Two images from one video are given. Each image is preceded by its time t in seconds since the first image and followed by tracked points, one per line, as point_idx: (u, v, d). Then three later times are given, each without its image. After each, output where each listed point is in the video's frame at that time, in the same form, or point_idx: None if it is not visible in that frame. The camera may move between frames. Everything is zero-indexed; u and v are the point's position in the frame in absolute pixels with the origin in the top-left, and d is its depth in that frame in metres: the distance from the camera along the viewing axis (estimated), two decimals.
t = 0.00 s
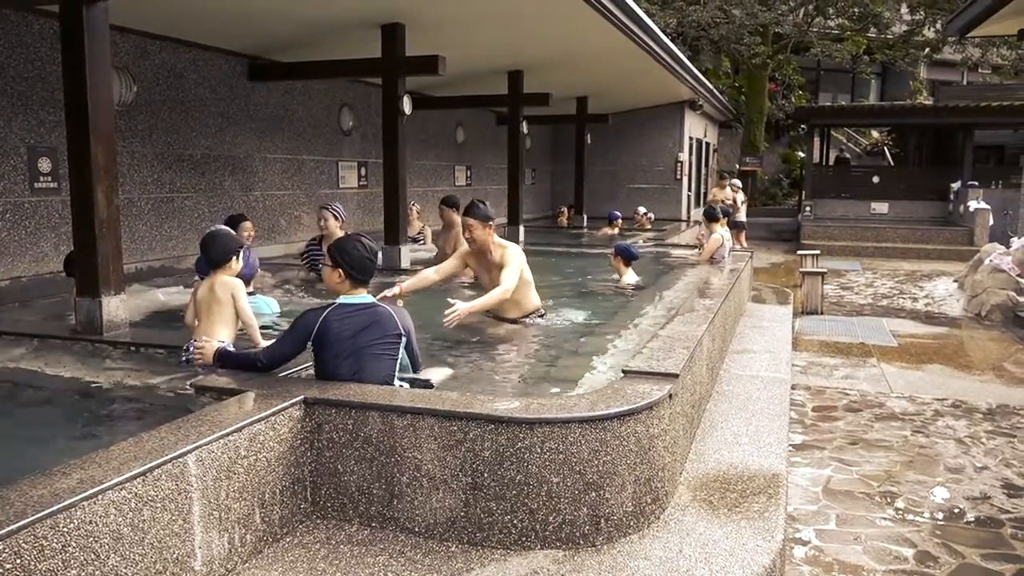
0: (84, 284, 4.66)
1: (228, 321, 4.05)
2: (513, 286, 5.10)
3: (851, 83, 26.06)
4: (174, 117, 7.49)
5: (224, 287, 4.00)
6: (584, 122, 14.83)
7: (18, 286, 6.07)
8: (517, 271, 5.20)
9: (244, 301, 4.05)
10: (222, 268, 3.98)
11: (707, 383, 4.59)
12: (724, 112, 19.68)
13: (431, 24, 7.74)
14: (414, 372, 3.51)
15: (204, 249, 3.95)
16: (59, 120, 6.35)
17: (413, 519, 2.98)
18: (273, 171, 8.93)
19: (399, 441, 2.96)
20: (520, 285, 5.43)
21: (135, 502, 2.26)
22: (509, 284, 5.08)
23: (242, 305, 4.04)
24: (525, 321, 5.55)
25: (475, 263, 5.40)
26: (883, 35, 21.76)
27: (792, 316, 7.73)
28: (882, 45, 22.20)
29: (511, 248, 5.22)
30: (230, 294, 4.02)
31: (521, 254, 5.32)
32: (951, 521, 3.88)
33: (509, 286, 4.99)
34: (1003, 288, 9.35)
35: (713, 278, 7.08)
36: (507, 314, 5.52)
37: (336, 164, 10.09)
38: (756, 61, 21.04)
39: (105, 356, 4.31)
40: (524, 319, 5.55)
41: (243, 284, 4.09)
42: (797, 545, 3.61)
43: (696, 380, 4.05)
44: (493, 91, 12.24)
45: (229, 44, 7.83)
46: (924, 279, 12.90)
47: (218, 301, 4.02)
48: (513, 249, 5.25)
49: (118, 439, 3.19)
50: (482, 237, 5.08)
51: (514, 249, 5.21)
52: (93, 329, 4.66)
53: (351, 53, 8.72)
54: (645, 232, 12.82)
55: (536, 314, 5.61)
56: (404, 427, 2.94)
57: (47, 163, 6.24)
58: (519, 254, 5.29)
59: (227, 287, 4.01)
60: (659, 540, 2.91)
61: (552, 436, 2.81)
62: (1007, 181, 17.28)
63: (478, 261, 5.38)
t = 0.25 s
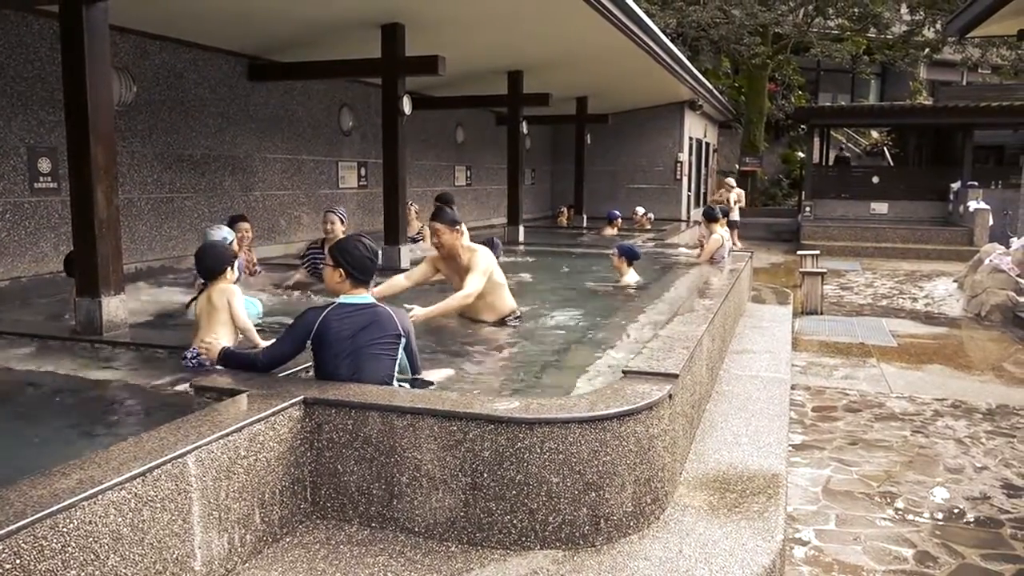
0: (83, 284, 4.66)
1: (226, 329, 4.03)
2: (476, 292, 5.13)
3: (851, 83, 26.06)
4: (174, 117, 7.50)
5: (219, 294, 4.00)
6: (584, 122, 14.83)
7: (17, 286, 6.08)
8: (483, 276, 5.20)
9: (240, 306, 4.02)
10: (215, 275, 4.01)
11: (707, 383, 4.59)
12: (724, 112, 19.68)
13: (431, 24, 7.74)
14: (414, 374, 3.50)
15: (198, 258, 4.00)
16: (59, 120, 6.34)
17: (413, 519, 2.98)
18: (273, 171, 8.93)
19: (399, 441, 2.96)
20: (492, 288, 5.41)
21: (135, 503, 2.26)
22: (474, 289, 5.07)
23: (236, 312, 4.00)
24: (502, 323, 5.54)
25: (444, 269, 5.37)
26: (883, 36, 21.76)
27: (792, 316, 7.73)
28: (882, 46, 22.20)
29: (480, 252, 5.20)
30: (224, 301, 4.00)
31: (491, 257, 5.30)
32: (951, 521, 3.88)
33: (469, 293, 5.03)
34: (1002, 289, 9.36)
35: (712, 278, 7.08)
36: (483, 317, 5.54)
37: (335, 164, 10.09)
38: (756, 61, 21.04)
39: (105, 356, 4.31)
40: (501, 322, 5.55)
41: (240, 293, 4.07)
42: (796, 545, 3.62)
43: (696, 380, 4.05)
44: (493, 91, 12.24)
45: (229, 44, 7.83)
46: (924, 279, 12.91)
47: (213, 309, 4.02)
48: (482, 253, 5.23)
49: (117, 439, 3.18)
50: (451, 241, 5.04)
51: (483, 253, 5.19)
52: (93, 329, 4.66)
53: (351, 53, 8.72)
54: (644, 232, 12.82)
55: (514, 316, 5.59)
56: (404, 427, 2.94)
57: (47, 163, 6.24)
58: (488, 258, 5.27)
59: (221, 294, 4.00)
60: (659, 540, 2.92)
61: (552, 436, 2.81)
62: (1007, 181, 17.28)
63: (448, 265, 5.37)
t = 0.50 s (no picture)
0: (81, 284, 4.66)
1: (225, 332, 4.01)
2: (444, 286, 5.05)
3: (849, 83, 26.08)
4: (172, 117, 7.49)
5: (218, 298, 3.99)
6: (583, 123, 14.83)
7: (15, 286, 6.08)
8: (453, 271, 5.15)
9: (237, 307, 4.02)
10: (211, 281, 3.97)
11: (706, 383, 4.59)
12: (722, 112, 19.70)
13: (430, 24, 7.74)
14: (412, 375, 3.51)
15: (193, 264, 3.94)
16: (57, 121, 6.33)
17: (411, 519, 2.98)
18: (271, 171, 8.93)
19: (397, 441, 2.96)
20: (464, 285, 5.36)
21: (133, 503, 2.26)
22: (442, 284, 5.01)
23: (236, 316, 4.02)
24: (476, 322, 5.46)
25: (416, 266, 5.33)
26: (881, 36, 21.76)
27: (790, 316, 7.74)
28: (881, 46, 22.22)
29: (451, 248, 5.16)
30: (224, 305, 4.00)
31: (463, 254, 5.26)
32: (950, 521, 3.88)
33: (437, 287, 4.94)
34: (1000, 289, 9.37)
35: (710, 278, 7.08)
36: (455, 314, 5.45)
37: (334, 165, 10.09)
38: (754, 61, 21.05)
39: (103, 356, 4.31)
40: (475, 320, 5.47)
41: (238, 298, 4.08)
42: (795, 545, 3.62)
43: (695, 380, 4.05)
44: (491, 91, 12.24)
45: (228, 45, 7.82)
46: (922, 279, 12.92)
47: (212, 312, 4.01)
48: (454, 249, 5.19)
49: (115, 439, 3.18)
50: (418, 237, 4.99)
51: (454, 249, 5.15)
52: (90, 329, 4.66)
53: (349, 53, 8.72)
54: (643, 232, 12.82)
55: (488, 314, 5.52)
56: (402, 427, 2.94)
57: (44, 163, 6.24)
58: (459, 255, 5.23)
59: (221, 299, 4.00)
60: (657, 540, 2.92)
61: (551, 436, 2.81)
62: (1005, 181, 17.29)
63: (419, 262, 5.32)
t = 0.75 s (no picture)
0: (80, 285, 4.65)
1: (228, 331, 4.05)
2: (430, 291, 5.00)
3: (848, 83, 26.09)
4: (171, 117, 7.49)
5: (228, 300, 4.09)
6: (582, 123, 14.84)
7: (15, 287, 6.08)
8: (440, 275, 5.10)
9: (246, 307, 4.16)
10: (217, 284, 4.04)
11: (705, 383, 4.59)
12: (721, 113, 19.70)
13: (429, 24, 7.74)
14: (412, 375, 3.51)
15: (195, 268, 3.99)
16: (56, 121, 6.33)
17: (411, 519, 2.98)
18: (270, 171, 8.93)
19: (397, 441, 2.96)
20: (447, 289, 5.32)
21: (133, 503, 2.26)
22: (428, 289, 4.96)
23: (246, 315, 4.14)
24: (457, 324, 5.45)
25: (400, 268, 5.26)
26: (880, 36, 21.77)
27: (790, 316, 7.75)
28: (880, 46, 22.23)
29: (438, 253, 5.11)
30: (233, 306, 4.11)
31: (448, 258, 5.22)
32: (949, 521, 3.88)
33: (423, 292, 4.89)
34: (999, 289, 9.37)
35: (709, 278, 7.09)
36: (437, 317, 5.45)
37: (333, 165, 10.09)
38: (753, 61, 21.06)
39: (103, 356, 4.31)
40: (455, 322, 5.46)
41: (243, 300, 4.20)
42: (794, 545, 3.62)
43: (694, 380, 4.06)
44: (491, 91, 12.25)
45: (227, 45, 7.82)
46: (921, 279, 12.92)
47: (218, 312, 4.07)
48: (439, 253, 5.14)
49: (115, 440, 3.18)
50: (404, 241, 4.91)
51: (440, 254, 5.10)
52: (90, 329, 4.66)
53: (348, 53, 8.71)
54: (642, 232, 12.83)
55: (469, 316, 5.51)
56: (402, 427, 2.94)
57: (43, 163, 6.23)
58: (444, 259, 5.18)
59: (231, 300, 4.10)
60: (657, 540, 2.92)
61: (550, 437, 2.81)
62: (1004, 181, 17.30)
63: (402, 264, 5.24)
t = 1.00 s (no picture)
0: (79, 285, 4.64)
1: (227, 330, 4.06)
2: (422, 298, 4.98)
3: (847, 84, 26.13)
4: (170, 117, 7.49)
5: (230, 301, 4.13)
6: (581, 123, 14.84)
7: (14, 287, 6.07)
8: (431, 282, 5.06)
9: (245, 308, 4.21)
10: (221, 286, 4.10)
11: (704, 383, 4.59)
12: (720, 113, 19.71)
13: (428, 24, 7.74)
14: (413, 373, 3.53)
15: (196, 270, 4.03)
16: (55, 120, 6.33)
17: (410, 519, 2.98)
18: (269, 171, 8.93)
19: (396, 441, 2.96)
20: (439, 294, 5.27)
21: (132, 503, 2.26)
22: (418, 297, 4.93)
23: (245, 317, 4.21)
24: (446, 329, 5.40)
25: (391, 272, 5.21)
26: (879, 36, 21.81)
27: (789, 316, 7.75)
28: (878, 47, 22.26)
29: (429, 259, 5.06)
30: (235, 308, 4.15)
31: (439, 262, 5.17)
32: (948, 521, 3.89)
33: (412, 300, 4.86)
34: (998, 289, 9.37)
35: (709, 278, 7.09)
36: (427, 323, 5.34)
37: (332, 165, 10.08)
38: (752, 61, 21.08)
39: (101, 357, 4.30)
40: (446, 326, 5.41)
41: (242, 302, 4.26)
42: (793, 545, 3.62)
43: (693, 380, 4.06)
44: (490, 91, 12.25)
45: (227, 45, 7.82)
46: (920, 279, 12.92)
47: (220, 312, 4.09)
48: (431, 259, 5.09)
49: (113, 440, 3.18)
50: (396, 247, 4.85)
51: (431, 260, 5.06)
52: (87, 330, 4.65)
53: (348, 53, 8.71)
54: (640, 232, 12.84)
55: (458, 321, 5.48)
56: (400, 427, 2.94)
57: (42, 163, 6.23)
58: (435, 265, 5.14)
59: (232, 302, 4.15)
60: (656, 540, 2.92)
61: (549, 437, 2.81)
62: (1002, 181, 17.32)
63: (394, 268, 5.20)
